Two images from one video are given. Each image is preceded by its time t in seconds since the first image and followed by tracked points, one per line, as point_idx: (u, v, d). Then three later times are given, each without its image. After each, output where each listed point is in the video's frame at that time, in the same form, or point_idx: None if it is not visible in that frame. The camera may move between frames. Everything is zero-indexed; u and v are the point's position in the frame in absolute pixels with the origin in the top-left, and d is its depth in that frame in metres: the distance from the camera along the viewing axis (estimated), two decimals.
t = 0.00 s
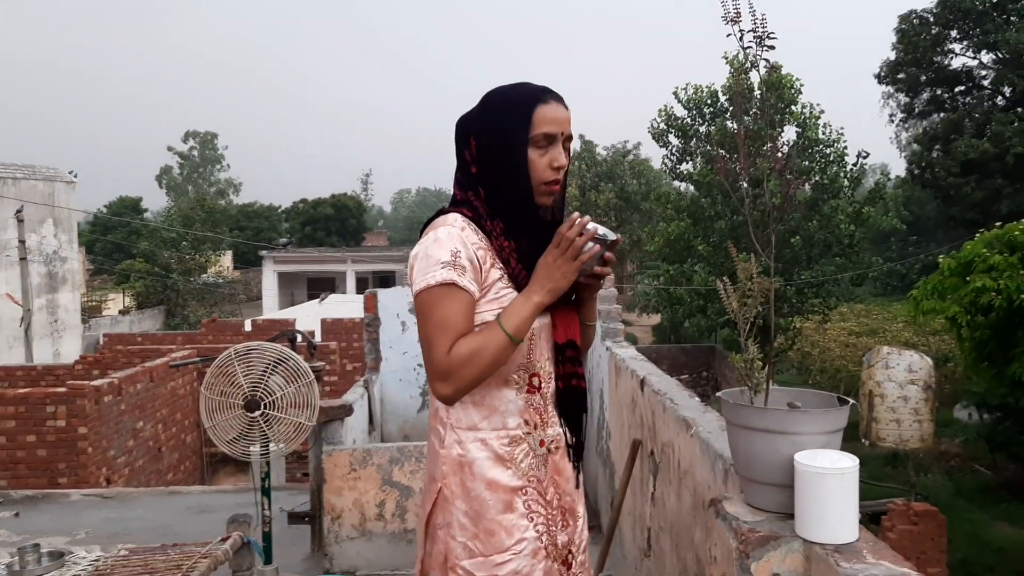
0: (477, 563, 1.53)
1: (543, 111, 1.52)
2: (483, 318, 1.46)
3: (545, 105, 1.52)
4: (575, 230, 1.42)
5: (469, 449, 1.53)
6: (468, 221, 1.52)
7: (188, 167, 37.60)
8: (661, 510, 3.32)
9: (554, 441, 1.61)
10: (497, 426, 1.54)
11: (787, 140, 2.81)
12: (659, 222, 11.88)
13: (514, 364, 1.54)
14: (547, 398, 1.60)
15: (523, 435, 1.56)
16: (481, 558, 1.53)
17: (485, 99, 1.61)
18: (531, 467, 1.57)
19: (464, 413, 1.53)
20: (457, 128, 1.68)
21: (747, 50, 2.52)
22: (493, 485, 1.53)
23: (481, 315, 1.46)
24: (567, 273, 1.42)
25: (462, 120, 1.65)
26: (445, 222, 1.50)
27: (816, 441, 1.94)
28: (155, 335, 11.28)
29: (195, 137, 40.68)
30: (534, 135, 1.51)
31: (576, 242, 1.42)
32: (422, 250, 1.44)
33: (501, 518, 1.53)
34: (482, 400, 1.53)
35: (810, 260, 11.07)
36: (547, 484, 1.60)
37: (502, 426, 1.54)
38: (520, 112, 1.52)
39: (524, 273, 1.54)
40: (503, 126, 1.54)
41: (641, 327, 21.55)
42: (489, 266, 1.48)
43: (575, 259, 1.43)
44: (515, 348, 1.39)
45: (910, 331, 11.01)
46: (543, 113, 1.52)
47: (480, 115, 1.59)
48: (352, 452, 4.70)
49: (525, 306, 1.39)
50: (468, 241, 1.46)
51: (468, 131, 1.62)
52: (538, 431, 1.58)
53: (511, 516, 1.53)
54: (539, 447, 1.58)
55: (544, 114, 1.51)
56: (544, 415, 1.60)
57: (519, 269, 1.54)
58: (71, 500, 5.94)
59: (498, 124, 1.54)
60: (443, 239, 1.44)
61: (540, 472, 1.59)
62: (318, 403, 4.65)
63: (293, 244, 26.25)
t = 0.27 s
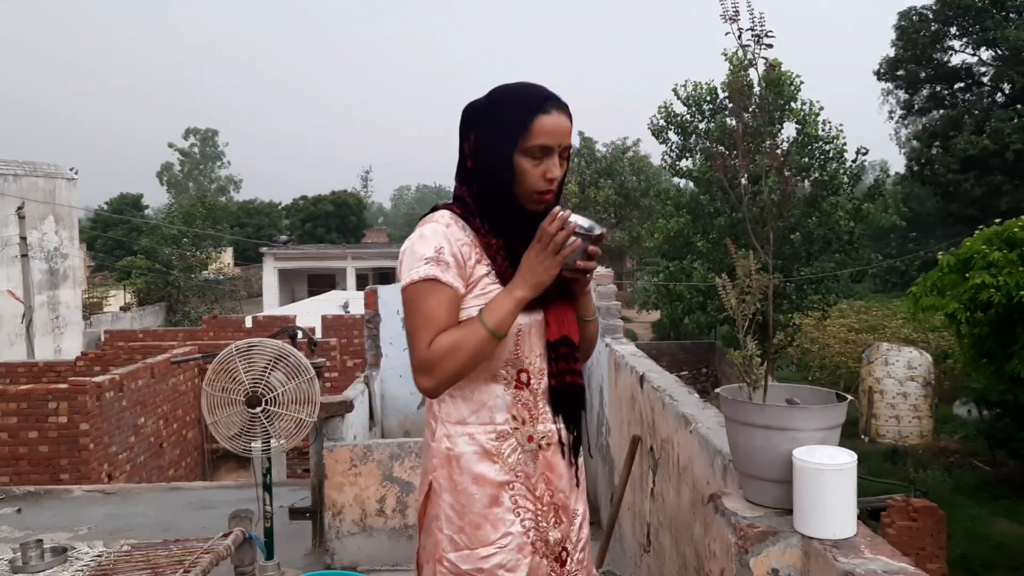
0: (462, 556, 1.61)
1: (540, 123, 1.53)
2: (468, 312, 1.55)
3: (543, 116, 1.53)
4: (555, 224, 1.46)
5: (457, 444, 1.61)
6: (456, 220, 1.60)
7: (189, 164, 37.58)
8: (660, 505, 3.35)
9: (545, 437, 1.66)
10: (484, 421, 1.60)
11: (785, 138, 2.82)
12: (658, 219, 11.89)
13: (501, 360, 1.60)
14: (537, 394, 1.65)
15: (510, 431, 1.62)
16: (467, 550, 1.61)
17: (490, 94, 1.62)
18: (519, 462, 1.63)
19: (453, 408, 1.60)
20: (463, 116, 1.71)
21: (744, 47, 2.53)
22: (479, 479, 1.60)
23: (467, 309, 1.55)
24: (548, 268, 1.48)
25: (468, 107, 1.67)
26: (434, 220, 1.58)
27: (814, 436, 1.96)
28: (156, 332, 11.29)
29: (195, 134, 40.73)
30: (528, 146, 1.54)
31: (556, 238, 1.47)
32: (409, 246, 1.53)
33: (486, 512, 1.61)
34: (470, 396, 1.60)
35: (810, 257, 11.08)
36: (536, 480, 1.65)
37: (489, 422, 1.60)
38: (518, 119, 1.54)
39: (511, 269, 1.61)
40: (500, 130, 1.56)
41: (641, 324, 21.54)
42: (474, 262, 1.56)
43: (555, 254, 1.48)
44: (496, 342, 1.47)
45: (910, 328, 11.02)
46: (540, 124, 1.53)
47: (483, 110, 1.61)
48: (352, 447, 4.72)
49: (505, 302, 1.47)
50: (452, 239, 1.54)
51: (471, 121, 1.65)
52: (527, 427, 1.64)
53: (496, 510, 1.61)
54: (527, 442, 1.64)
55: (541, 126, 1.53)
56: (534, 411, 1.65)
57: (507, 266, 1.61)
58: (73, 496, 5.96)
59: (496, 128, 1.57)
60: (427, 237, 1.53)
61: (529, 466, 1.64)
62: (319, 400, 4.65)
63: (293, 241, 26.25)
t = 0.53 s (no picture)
0: (456, 550, 1.63)
1: (546, 136, 1.51)
2: (461, 309, 1.58)
3: (549, 129, 1.51)
4: (547, 222, 1.46)
5: (452, 439, 1.63)
6: (453, 218, 1.62)
7: (189, 160, 37.54)
8: (661, 501, 3.35)
9: (541, 435, 1.66)
10: (479, 417, 1.62)
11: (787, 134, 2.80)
12: (658, 215, 11.89)
13: (496, 358, 1.61)
14: (534, 391, 1.65)
15: (505, 428, 1.63)
16: (460, 544, 1.62)
17: (500, 91, 1.61)
18: (514, 458, 1.64)
19: (449, 403, 1.62)
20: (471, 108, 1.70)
21: (747, 43, 2.50)
22: (473, 474, 1.62)
23: (460, 306, 1.58)
24: (540, 267, 1.50)
25: (478, 96, 1.65)
26: (431, 217, 1.60)
27: (814, 433, 1.96)
28: (156, 327, 11.29)
29: (195, 130, 40.69)
30: (530, 155, 1.53)
31: (549, 236, 1.48)
32: (405, 243, 1.56)
33: (480, 507, 1.62)
34: (466, 391, 1.62)
35: (810, 252, 11.09)
36: (532, 477, 1.66)
37: (484, 418, 1.62)
38: (523, 127, 1.53)
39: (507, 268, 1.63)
40: (505, 135, 1.55)
41: (641, 320, 21.56)
42: (468, 260, 1.59)
43: (547, 253, 1.50)
44: (487, 338, 1.49)
45: (909, 324, 11.03)
46: (546, 137, 1.51)
47: (492, 106, 1.60)
48: (353, 443, 4.72)
49: (497, 300, 1.49)
50: (447, 236, 1.57)
51: (479, 114, 1.63)
52: (522, 424, 1.64)
53: (490, 505, 1.62)
54: (522, 439, 1.65)
55: (546, 139, 1.51)
56: (530, 408, 1.66)
57: (503, 263, 1.63)
58: (74, 491, 5.97)
59: (501, 131, 1.56)
60: (422, 233, 1.56)
61: (524, 463, 1.65)
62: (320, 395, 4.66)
63: (293, 237, 26.25)
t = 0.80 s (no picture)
0: (463, 545, 1.63)
1: (558, 145, 1.52)
2: (467, 305, 1.58)
3: (563, 138, 1.52)
4: (554, 220, 1.46)
5: (459, 434, 1.64)
6: (459, 214, 1.63)
7: (189, 154, 37.49)
8: (665, 497, 3.36)
9: (548, 431, 1.67)
10: (486, 413, 1.63)
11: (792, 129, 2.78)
12: (660, 210, 11.88)
13: (502, 354, 1.62)
14: (541, 388, 1.66)
15: (511, 424, 1.64)
16: (467, 540, 1.63)
17: (516, 90, 1.60)
18: (521, 455, 1.64)
19: (456, 398, 1.63)
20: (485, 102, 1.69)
21: (751, 38, 2.47)
22: (480, 470, 1.62)
23: (465, 303, 1.58)
24: (546, 264, 1.49)
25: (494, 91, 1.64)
26: (438, 213, 1.60)
27: (823, 428, 1.97)
28: (157, 322, 11.29)
29: (196, 124, 40.65)
30: (542, 162, 1.54)
31: (554, 235, 1.47)
32: (411, 238, 1.57)
33: (487, 503, 1.63)
34: (472, 388, 1.62)
35: (812, 247, 11.09)
36: (539, 474, 1.66)
37: (491, 414, 1.62)
38: (537, 130, 1.53)
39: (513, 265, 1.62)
40: (516, 138, 1.55)
41: (642, 315, 21.57)
42: (474, 256, 1.59)
43: (553, 250, 1.49)
44: (492, 336, 1.49)
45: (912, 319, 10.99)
46: (558, 146, 1.52)
47: (507, 105, 1.59)
48: (357, 438, 4.71)
49: (501, 299, 1.49)
50: (452, 232, 1.57)
51: (493, 110, 1.63)
52: (529, 420, 1.65)
53: (497, 501, 1.62)
54: (529, 436, 1.65)
55: (557, 148, 1.52)
56: (537, 405, 1.66)
57: (510, 261, 1.63)
58: (77, 486, 5.98)
59: (513, 133, 1.55)
60: (428, 229, 1.56)
61: (531, 460, 1.65)
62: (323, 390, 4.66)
63: (295, 231, 26.23)
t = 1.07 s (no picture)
0: (468, 546, 1.64)
1: (571, 157, 1.54)
2: (473, 307, 1.59)
3: (575, 151, 1.54)
4: (563, 224, 1.47)
5: (464, 435, 1.64)
6: (468, 214, 1.63)
7: (192, 151, 37.49)
8: (668, 496, 3.36)
9: (553, 433, 1.67)
10: (491, 414, 1.63)
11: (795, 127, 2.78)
12: (662, 208, 11.89)
13: (508, 356, 1.62)
14: (546, 390, 1.66)
15: (517, 426, 1.64)
16: (472, 540, 1.63)
17: (533, 94, 1.61)
18: (526, 456, 1.65)
19: (462, 399, 1.64)
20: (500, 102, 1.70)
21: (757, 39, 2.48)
22: (485, 472, 1.63)
23: (471, 305, 1.59)
24: (554, 269, 1.50)
25: (510, 91, 1.65)
26: (446, 213, 1.61)
27: (826, 428, 1.97)
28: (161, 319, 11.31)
29: (199, 121, 40.67)
30: (554, 172, 1.56)
31: (563, 239, 1.48)
32: (419, 237, 1.57)
33: (492, 504, 1.63)
34: (478, 388, 1.63)
35: (814, 246, 11.08)
36: (544, 476, 1.67)
37: (497, 415, 1.63)
38: (553, 139, 1.55)
39: (520, 268, 1.63)
40: (531, 144, 1.56)
41: (644, 313, 21.58)
42: (481, 258, 1.60)
43: (561, 255, 1.50)
44: (498, 338, 1.50)
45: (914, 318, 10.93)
46: (571, 157, 1.54)
47: (523, 108, 1.60)
48: (359, 436, 4.72)
49: (507, 301, 1.49)
50: (460, 233, 1.58)
51: (508, 111, 1.63)
52: (535, 422, 1.66)
53: (502, 502, 1.63)
54: (534, 438, 1.65)
55: (570, 159, 1.54)
56: (543, 406, 1.67)
57: (516, 263, 1.64)
58: (81, 483, 6.00)
59: (527, 139, 1.57)
60: (436, 229, 1.56)
61: (537, 462, 1.66)
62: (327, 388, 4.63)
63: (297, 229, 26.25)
